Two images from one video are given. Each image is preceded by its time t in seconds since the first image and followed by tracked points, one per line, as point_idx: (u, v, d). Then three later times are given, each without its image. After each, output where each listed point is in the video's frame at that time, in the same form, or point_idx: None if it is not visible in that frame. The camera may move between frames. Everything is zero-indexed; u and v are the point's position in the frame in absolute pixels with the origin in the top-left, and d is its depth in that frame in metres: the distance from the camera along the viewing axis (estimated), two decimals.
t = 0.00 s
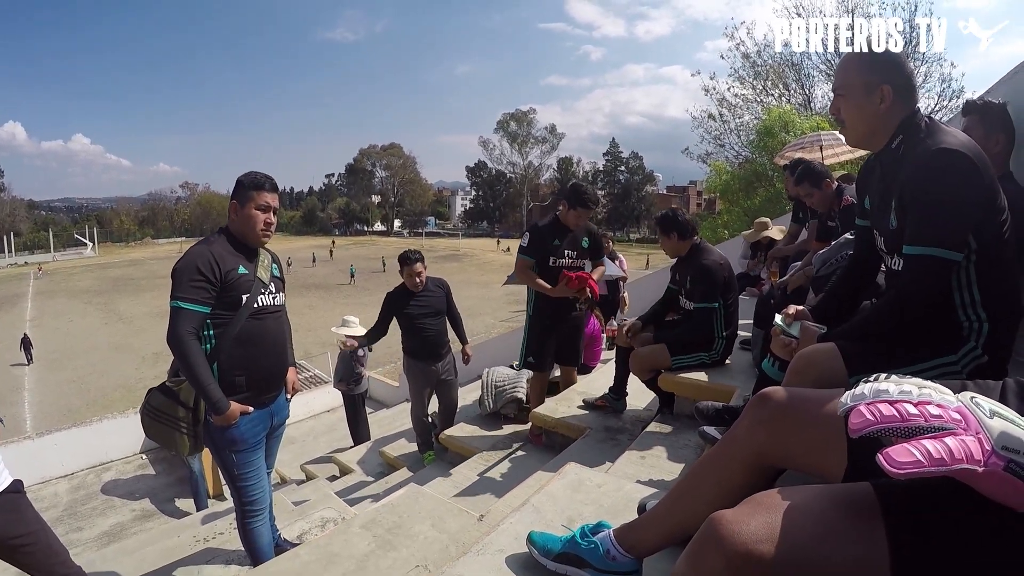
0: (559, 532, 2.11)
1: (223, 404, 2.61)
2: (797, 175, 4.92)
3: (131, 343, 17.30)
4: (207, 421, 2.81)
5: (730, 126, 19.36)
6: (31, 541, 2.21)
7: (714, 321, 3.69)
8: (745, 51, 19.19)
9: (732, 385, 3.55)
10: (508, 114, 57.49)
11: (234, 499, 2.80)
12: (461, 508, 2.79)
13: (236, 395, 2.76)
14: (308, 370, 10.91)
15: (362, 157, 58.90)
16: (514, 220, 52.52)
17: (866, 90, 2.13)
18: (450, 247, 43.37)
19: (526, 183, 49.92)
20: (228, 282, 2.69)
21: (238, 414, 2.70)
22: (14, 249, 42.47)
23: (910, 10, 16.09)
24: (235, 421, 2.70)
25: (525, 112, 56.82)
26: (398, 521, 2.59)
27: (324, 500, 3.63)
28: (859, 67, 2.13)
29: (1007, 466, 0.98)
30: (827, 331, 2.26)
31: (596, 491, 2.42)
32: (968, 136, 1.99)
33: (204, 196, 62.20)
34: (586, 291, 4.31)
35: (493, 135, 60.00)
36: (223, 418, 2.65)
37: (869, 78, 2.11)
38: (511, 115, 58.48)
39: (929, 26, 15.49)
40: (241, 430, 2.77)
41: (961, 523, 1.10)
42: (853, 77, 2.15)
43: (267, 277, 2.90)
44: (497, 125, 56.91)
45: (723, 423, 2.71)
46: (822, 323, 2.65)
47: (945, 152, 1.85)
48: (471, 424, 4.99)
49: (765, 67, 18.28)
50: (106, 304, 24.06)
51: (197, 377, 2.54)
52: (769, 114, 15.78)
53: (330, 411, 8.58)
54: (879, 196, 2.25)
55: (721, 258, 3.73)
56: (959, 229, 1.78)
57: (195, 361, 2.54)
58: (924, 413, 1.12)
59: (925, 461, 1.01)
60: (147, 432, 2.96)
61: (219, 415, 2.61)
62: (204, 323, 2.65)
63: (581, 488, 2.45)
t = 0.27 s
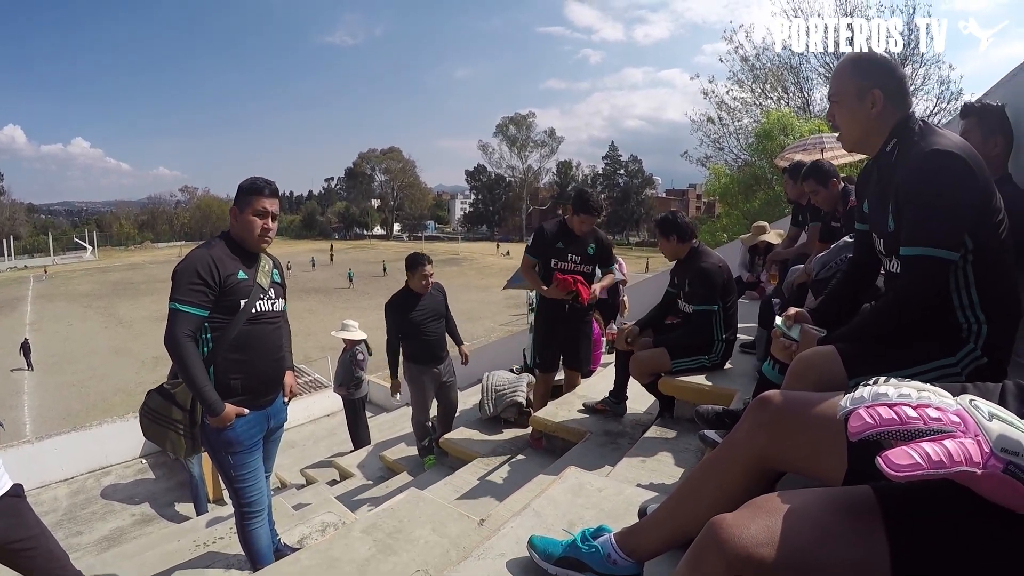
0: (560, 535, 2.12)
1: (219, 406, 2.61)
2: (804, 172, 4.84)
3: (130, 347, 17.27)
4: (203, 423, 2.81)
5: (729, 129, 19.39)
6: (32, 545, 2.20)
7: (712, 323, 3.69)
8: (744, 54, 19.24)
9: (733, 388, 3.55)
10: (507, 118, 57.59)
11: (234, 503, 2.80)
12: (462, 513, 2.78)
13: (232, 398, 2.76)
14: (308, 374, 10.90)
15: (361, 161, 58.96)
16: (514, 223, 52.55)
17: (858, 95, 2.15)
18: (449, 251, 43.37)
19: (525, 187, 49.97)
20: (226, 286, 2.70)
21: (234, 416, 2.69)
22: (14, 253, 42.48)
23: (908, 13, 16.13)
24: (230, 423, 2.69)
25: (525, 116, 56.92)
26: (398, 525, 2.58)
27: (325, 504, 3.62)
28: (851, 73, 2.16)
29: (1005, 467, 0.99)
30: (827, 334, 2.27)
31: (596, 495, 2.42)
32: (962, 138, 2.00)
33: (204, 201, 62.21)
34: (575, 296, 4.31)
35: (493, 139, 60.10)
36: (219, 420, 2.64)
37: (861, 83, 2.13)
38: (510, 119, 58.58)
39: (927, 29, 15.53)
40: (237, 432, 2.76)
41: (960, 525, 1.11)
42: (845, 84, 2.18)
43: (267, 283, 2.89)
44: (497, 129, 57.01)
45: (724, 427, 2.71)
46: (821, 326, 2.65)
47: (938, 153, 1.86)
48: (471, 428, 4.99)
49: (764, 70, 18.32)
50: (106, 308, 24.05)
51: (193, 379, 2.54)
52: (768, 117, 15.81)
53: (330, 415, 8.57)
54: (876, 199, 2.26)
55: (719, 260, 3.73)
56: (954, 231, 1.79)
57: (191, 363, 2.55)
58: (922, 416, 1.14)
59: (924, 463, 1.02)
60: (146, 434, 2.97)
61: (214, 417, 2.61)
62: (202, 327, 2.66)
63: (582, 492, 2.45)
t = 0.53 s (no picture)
0: (561, 541, 2.12)
1: (215, 413, 2.61)
2: (803, 173, 4.83)
3: (129, 355, 17.26)
4: (200, 430, 2.82)
5: (727, 132, 19.45)
6: (32, 554, 2.20)
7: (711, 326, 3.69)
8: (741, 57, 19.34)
9: (734, 392, 3.63)
10: (505, 123, 57.75)
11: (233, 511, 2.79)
12: (463, 519, 2.78)
13: (227, 404, 2.76)
14: (308, 381, 10.89)
15: (360, 167, 59.06)
16: (513, 228, 52.60)
17: (856, 94, 2.11)
18: (449, 257, 43.39)
19: (524, 192, 50.05)
20: (224, 293, 2.71)
21: (229, 423, 2.69)
22: (13, 261, 42.48)
23: (904, 15, 16.22)
24: (225, 430, 2.69)
25: (523, 121, 57.05)
26: (399, 532, 2.58)
27: (325, 512, 3.61)
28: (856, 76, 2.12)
29: (1003, 469, 0.99)
30: (827, 338, 2.28)
31: (597, 500, 2.42)
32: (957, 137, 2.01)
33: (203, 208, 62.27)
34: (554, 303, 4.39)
35: (491, 144, 60.24)
36: (214, 427, 2.64)
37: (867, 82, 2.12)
38: (508, 124, 58.73)
39: (922, 30, 15.60)
40: (232, 439, 2.76)
41: (958, 528, 1.11)
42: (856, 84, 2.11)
43: (265, 290, 2.90)
44: (495, 134, 57.15)
45: (724, 430, 2.71)
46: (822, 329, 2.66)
47: (931, 154, 1.87)
48: (471, 434, 4.98)
49: (761, 72, 18.40)
50: (105, 316, 24.03)
51: (189, 385, 2.55)
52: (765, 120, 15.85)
53: (330, 422, 8.55)
54: (873, 201, 2.27)
55: (717, 263, 3.74)
56: (949, 230, 1.80)
57: (187, 369, 2.55)
58: (920, 419, 1.14)
59: (922, 466, 1.03)
60: (144, 440, 2.99)
61: (209, 423, 2.61)
62: (199, 333, 2.66)
63: (582, 498, 2.45)
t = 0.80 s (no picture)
0: (562, 546, 2.12)
1: (214, 420, 2.61)
2: (803, 181, 4.85)
3: (129, 361, 17.24)
4: (201, 438, 2.82)
5: (726, 137, 19.53)
6: (33, 560, 2.20)
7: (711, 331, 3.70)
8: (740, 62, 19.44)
9: (734, 396, 3.62)
10: (505, 129, 57.95)
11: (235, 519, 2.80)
12: (464, 526, 2.78)
13: (228, 412, 2.77)
14: (309, 387, 10.88)
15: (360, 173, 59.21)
16: (513, 233, 52.68)
17: (849, 105, 2.13)
18: (449, 262, 43.43)
19: (524, 197, 50.17)
20: (224, 300, 2.72)
21: (229, 430, 2.70)
22: (13, 267, 42.53)
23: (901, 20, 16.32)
24: (226, 437, 2.70)
25: (523, 127, 57.24)
26: (400, 538, 2.58)
27: (326, 519, 3.61)
28: (850, 87, 2.14)
29: (1001, 474, 1.01)
30: (826, 343, 2.28)
31: (599, 506, 2.42)
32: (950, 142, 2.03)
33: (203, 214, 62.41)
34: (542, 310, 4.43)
35: (491, 150, 60.44)
36: (214, 435, 2.65)
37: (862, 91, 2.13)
38: (508, 130, 58.95)
39: (919, 35, 15.70)
40: (233, 447, 2.76)
41: (956, 533, 1.11)
42: (852, 92, 2.13)
43: (265, 297, 2.91)
44: (495, 139, 57.34)
45: (725, 436, 2.71)
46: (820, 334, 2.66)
47: (925, 158, 1.89)
48: (472, 440, 4.98)
49: (759, 77, 18.50)
50: (106, 322, 24.04)
51: (189, 394, 2.56)
52: (764, 124, 15.91)
53: (331, 428, 8.54)
54: (868, 207, 2.28)
55: (717, 269, 3.76)
56: (945, 233, 1.81)
57: (187, 377, 2.56)
58: (918, 426, 1.13)
59: (919, 474, 1.02)
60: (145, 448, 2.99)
61: (209, 431, 2.62)
62: (198, 341, 2.67)
63: (584, 503, 2.45)
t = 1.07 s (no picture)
0: (570, 555, 2.12)
1: (229, 435, 2.63)
2: (808, 185, 4.83)
3: (136, 370, 17.32)
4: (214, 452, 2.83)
5: (729, 142, 19.53)
6: (42, 568, 2.23)
7: (716, 337, 3.70)
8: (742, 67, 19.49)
9: (740, 403, 3.60)
10: (508, 136, 58.19)
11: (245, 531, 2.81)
12: (472, 534, 2.78)
13: (241, 425, 2.79)
14: (314, 396, 10.89)
15: (365, 182, 59.51)
16: (517, 241, 52.72)
17: (848, 114, 2.14)
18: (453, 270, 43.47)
19: (528, 204, 50.26)
20: (233, 311, 2.74)
21: (244, 444, 2.71)
22: (20, 278, 42.89)
23: (903, 23, 16.33)
24: (240, 451, 2.71)
25: (526, 134, 57.46)
26: (408, 548, 2.59)
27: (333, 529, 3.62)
28: (853, 90, 2.14)
29: (1005, 482, 1.01)
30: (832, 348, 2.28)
31: (606, 514, 2.42)
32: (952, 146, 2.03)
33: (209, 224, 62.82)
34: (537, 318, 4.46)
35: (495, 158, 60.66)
36: (228, 449, 2.66)
37: (864, 95, 2.14)
38: (511, 137, 59.18)
39: (921, 37, 15.69)
40: (248, 460, 2.78)
41: (963, 542, 1.11)
42: (853, 95, 2.13)
43: (272, 307, 2.94)
44: (498, 147, 57.57)
45: (732, 442, 2.71)
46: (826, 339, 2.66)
47: (927, 163, 1.90)
48: (478, 448, 4.97)
49: (762, 81, 18.52)
50: (112, 332, 24.17)
51: (202, 408, 2.57)
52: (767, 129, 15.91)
53: (337, 438, 8.55)
54: (872, 213, 2.29)
55: (723, 275, 3.75)
56: (949, 239, 1.81)
57: (199, 391, 2.57)
58: (923, 436, 1.14)
59: (924, 483, 1.03)
60: (152, 463, 2.97)
61: (224, 446, 2.63)
62: (209, 355, 2.68)
63: (591, 512, 2.45)
